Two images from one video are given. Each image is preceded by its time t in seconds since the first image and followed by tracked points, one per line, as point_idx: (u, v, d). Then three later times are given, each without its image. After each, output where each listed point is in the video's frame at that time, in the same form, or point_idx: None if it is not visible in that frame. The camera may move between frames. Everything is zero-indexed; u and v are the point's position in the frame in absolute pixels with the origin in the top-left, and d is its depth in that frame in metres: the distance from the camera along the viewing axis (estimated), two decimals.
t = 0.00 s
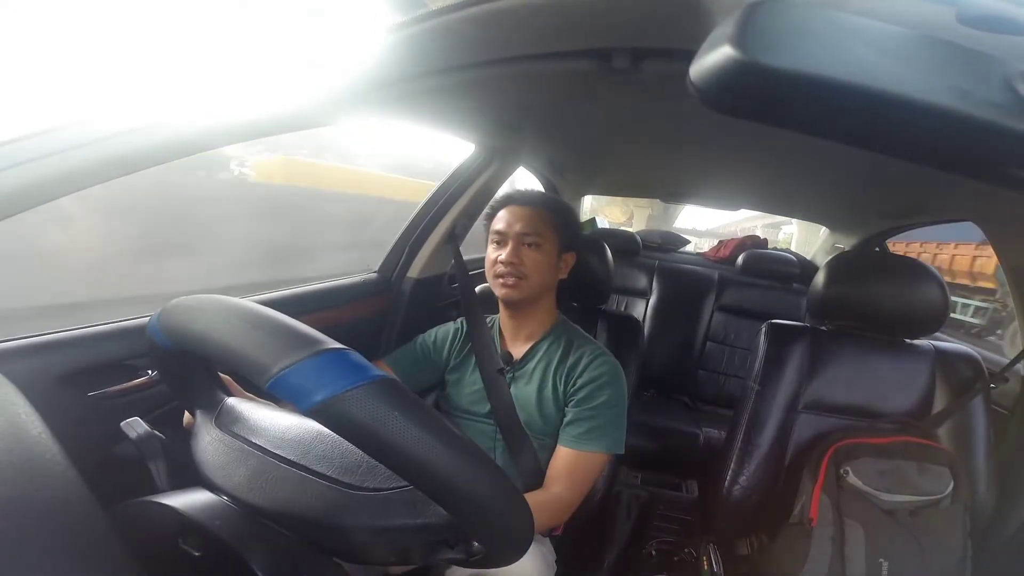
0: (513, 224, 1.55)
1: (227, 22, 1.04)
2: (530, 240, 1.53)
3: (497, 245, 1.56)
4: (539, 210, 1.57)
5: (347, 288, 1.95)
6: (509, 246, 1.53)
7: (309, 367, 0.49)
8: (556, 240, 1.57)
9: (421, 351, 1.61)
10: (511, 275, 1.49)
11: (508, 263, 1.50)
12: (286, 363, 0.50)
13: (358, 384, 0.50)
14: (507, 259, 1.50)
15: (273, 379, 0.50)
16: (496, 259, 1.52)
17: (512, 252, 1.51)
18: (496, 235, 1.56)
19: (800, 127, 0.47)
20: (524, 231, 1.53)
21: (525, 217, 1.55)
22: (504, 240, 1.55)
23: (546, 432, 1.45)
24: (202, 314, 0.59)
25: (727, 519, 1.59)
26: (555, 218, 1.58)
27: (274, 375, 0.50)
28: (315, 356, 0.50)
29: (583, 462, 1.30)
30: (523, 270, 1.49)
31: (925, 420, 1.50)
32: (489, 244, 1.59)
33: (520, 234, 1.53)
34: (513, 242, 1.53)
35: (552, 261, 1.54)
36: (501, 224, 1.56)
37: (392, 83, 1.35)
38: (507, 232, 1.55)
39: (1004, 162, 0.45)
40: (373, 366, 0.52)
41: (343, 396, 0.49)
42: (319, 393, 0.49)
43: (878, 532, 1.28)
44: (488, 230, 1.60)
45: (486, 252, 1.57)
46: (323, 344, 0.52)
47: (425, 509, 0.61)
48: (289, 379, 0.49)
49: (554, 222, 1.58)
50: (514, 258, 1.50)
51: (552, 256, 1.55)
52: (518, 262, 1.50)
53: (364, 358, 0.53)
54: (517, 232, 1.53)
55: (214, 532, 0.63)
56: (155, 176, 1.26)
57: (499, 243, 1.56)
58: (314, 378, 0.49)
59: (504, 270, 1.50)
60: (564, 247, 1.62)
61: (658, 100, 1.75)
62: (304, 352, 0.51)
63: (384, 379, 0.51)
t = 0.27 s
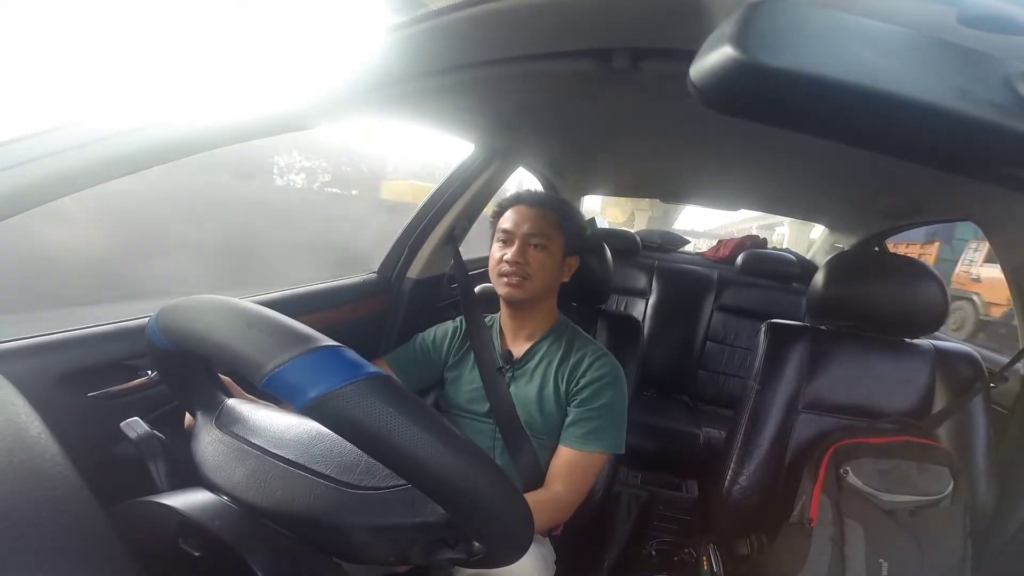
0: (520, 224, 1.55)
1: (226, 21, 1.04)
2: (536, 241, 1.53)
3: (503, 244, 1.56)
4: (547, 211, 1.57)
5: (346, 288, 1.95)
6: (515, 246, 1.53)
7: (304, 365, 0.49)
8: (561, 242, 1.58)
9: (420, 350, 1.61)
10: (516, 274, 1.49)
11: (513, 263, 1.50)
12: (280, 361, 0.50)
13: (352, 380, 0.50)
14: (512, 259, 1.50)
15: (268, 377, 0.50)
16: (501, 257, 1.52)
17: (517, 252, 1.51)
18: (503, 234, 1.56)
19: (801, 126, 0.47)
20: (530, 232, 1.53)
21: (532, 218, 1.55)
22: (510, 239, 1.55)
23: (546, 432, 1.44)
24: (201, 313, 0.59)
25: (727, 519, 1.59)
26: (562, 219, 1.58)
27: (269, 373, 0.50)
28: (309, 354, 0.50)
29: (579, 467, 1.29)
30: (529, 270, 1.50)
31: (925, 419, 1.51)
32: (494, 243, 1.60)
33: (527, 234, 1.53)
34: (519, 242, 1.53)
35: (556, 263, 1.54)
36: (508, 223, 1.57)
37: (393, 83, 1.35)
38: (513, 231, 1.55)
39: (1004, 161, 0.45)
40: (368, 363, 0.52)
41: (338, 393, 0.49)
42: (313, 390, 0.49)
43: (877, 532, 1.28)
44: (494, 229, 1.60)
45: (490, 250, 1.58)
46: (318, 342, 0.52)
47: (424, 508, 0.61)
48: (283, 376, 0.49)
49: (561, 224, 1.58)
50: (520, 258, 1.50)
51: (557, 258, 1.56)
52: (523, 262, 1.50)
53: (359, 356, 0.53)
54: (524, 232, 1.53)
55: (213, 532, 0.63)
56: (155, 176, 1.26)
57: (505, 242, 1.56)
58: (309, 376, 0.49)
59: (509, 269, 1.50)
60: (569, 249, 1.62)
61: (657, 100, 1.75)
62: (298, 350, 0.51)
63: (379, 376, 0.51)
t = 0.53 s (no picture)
0: (517, 225, 1.55)
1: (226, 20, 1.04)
2: (534, 242, 1.53)
3: (500, 245, 1.56)
4: (544, 212, 1.57)
5: (347, 288, 1.95)
6: (513, 247, 1.53)
7: (304, 365, 0.50)
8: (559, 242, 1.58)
9: (420, 350, 1.61)
10: (515, 276, 1.49)
11: (512, 264, 1.50)
12: (281, 362, 0.50)
13: (352, 381, 0.50)
14: (509, 260, 1.50)
15: (268, 377, 0.50)
16: (500, 259, 1.52)
17: (515, 254, 1.51)
18: (499, 236, 1.56)
19: (801, 124, 0.47)
20: (528, 233, 1.53)
21: (529, 218, 1.55)
22: (508, 240, 1.55)
23: (546, 432, 1.44)
24: (200, 314, 0.59)
25: (727, 519, 1.59)
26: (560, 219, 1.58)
27: (269, 373, 0.50)
28: (310, 354, 0.50)
29: (580, 467, 1.29)
30: (527, 271, 1.50)
31: (925, 420, 1.50)
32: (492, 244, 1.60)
33: (525, 235, 1.53)
34: (517, 243, 1.53)
35: (554, 263, 1.54)
36: (505, 224, 1.57)
37: (393, 83, 1.34)
38: (511, 232, 1.55)
39: (1005, 161, 0.45)
40: (369, 364, 0.52)
41: (338, 393, 0.49)
42: (313, 391, 0.49)
43: (877, 532, 1.28)
44: (493, 230, 1.61)
45: (489, 252, 1.58)
46: (318, 343, 0.52)
47: (423, 507, 0.61)
48: (283, 377, 0.49)
49: (557, 224, 1.59)
50: (517, 258, 1.50)
51: (556, 257, 1.56)
52: (521, 263, 1.50)
53: (359, 357, 0.53)
54: (520, 234, 1.53)
55: (213, 531, 0.63)
56: (155, 176, 1.26)
57: (503, 244, 1.56)
58: (310, 376, 0.49)
59: (507, 271, 1.50)
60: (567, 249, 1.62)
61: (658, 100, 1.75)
62: (298, 351, 0.51)
63: (380, 377, 0.51)
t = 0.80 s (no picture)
0: (522, 224, 1.55)
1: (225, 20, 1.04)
2: (538, 242, 1.53)
3: (505, 244, 1.56)
4: (549, 211, 1.57)
5: (347, 288, 1.95)
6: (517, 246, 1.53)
7: (307, 366, 0.50)
8: (563, 242, 1.58)
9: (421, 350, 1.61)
10: (518, 275, 1.49)
11: (516, 263, 1.50)
12: (284, 362, 0.50)
13: (354, 383, 0.50)
14: (514, 259, 1.50)
15: (272, 378, 0.50)
16: (504, 258, 1.52)
17: (519, 253, 1.51)
18: (504, 234, 1.56)
19: (800, 124, 0.47)
20: (534, 232, 1.54)
21: (534, 218, 1.55)
22: (512, 239, 1.55)
23: (548, 432, 1.45)
24: (204, 311, 0.59)
25: (728, 519, 1.60)
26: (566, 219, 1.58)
27: (274, 375, 0.50)
28: (314, 355, 0.50)
29: (583, 467, 1.29)
30: (531, 271, 1.50)
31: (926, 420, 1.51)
32: (496, 242, 1.60)
33: (531, 234, 1.54)
34: (522, 242, 1.53)
35: (558, 263, 1.54)
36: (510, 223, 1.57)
37: (392, 83, 1.35)
38: (516, 231, 1.55)
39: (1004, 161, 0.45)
40: (372, 365, 0.52)
41: (342, 394, 0.49)
42: (317, 393, 0.49)
43: (877, 533, 1.28)
44: (497, 228, 1.61)
45: (493, 250, 1.58)
46: (321, 344, 0.52)
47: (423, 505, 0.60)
48: (287, 378, 0.49)
49: (563, 224, 1.58)
50: (522, 258, 1.50)
51: (559, 258, 1.56)
52: (525, 263, 1.50)
53: (362, 358, 0.53)
54: (527, 232, 1.53)
55: (213, 530, 0.63)
56: (155, 175, 1.26)
57: (508, 242, 1.56)
58: (313, 377, 0.49)
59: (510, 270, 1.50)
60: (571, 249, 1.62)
61: (657, 100, 1.75)
62: (303, 351, 0.51)
63: (383, 378, 0.51)
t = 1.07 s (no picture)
0: (522, 226, 1.55)
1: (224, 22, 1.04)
2: (538, 243, 1.53)
3: (504, 245, 1.56)
4: (549, 212, 1.57)
5: (346, 288, 1.95)
6: (517, 247, 1.53)
7: (305, 366, 0.50)
8: (563, 244, 1.58)
9: (420, 351, 1.61)
10: (517, 277, 1.50)
11: (515, 264, 1.50)
12: (282, 362, 0.50)
13: (353, 383, 0.50)
14: (513, 261, 1.50)
15: (269, 378, 0.50)
16: (502, 259, 1.52)
17: (518, 254, 1.51)
18: (504, 235, 1.56)
19: (802, 122, 0.47)
20: (534, 233, 1.54)
21: (534, 219, 1.55)
22: (511, 241, 1.55)
23: (546, 432, 1.45)
24: (204, 312, 0.59)
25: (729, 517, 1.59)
26: (567, 220, 1.58)
27: (271, 374, 0.50)
28: (312, 355, 0.51)
29: (582, 468, 1.30)
30: (530, 272, 1.50)
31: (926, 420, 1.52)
32: (494, 243, 1.60)
33: (530, 236, 1.53)
34: (521, 243, 1.53)
35: (557, 264, 1.54)
36: (510, 224, 1.57)
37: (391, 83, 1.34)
38: (516, 232, 1.55)
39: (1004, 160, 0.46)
40: (369, 366, 0.52)
41: (340, 395, 0.49)
42: (314, 393, 0.49)
43: (878, 533, 1.29)
44: (495, 229, 1.61)
45: (491, 251, 1.57)
46: (320, 343, 0.52)
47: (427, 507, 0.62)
48: (284, 378, 0.50)
49: (563, 225, 1.58)
50: (521, 259, 1.50)
51: (558, 258, 1.55)
52: (524, 263, 1.50)
53: (360, 358, 0.53)
54: (527, 234, 1.53)
55: (212, 531, 0.62)
56: (154, 177, 1.26)
57: (507, 244, 1.55)
58: (309, 377, 0.49)
59: (509, 271, 1.50)
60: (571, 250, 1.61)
61: (657, 99, 1.75)
62: (302, 351, 0.51)
63: (380, 378, 0.52)
